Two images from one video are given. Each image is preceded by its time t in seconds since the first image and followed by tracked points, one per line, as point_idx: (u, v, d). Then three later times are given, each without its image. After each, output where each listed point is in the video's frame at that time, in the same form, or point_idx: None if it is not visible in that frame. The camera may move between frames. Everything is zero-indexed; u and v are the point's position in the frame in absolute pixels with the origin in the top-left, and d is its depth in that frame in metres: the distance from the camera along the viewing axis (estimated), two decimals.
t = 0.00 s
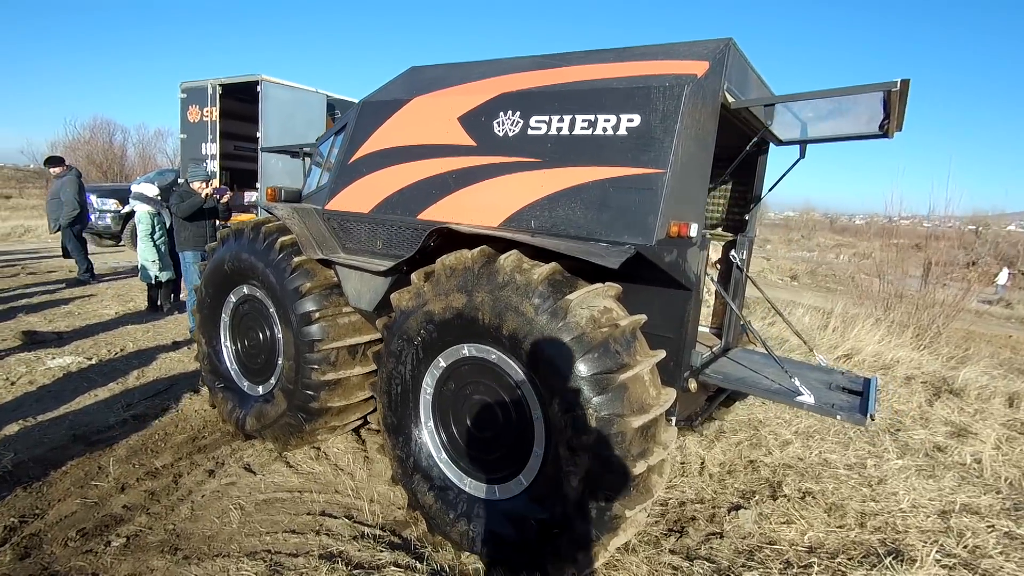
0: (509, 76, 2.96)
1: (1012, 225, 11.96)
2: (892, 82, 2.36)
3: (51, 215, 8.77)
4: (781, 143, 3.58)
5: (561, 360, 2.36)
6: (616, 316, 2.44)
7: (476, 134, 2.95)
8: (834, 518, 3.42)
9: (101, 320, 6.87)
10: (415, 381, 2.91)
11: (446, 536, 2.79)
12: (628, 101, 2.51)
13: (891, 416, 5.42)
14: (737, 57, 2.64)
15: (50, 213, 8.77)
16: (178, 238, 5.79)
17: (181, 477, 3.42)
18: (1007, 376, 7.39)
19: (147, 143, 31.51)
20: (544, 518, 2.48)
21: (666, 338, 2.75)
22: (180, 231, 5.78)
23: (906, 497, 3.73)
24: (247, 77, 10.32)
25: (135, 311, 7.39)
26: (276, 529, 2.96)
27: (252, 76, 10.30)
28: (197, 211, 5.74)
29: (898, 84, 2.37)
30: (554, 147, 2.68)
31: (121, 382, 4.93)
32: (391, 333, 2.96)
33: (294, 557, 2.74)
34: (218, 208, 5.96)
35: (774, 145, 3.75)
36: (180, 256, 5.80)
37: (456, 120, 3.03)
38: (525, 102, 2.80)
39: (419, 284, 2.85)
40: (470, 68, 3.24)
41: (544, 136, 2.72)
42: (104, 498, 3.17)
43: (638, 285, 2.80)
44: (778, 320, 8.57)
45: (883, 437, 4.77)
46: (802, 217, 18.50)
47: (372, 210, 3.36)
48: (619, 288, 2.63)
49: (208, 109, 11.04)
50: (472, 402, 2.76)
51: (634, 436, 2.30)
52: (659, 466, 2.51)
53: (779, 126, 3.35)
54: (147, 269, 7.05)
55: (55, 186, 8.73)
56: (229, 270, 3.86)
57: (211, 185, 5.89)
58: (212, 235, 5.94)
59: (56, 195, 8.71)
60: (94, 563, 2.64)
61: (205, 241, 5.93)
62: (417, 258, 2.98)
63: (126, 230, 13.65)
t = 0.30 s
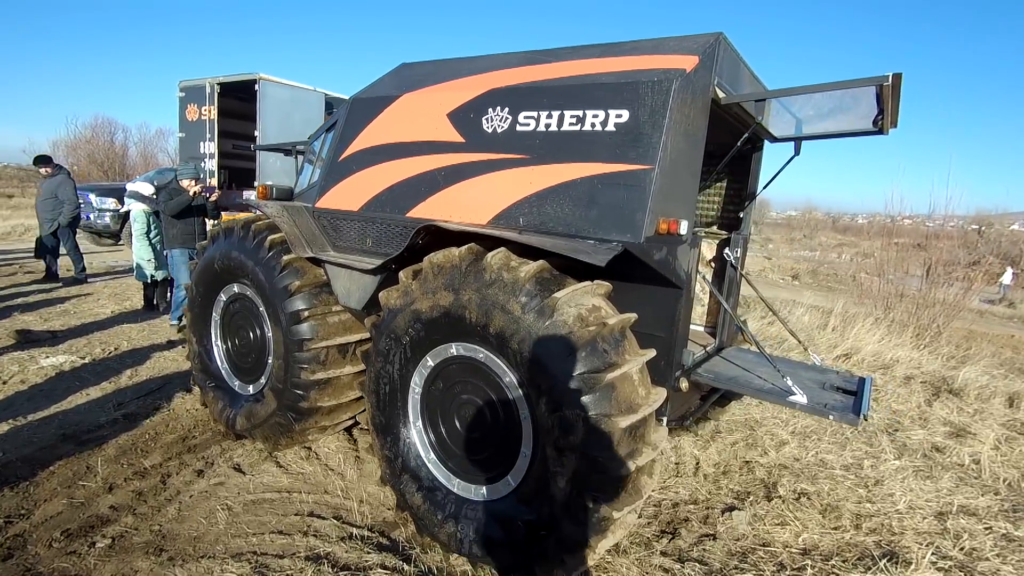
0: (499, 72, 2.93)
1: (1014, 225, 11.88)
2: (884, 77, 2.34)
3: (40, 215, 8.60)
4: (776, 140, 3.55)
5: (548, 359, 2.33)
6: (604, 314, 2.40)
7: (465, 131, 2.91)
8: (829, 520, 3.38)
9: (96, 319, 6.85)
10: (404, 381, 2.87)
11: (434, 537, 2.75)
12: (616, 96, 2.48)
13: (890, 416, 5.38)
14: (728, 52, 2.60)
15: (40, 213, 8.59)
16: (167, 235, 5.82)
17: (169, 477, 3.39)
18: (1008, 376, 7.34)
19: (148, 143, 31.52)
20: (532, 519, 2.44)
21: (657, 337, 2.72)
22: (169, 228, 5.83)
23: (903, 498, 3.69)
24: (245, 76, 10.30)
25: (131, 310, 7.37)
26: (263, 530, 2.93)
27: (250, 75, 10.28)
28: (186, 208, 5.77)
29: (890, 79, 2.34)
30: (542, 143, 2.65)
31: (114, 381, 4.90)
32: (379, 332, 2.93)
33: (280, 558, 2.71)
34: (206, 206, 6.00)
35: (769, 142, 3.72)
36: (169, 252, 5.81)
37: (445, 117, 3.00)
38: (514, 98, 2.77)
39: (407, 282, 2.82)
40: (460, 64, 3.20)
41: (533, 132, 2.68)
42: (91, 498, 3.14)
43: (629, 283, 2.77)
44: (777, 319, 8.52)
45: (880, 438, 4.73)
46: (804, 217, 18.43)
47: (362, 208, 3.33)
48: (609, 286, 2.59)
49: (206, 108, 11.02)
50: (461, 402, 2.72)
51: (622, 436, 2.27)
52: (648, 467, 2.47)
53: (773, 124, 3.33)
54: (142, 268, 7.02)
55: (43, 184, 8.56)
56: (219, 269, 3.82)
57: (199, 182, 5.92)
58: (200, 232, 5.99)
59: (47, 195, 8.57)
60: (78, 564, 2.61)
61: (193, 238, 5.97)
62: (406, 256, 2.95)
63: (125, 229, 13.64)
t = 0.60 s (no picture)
0: (490, 64, 2.82)
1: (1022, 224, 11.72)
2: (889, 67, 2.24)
3: (26, 214, 8.42)
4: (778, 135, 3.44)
5: (537, 362, 2.23)
6: (596, 315, 2.31)
7: (454, 124, 2.82)
8: (830, 527, 3.28)
9: (90, 317, 6.79)
10: (390, 383, 2.79)
11: (420, 546, 2.66)
12: (609, 88, 2.37)
13: (894, 419, 5.27)
14: (727, 42, 2.50)
15: (25, 211, 8.41)
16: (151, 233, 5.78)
17: (153, 480, 3.32)
18: (1014, 378, 7.21)
19: (152, 141, 31.54)
20: (520, 529, 2.34)
21: (652, 338, 2.62)
22: (154, 225, 5.78)
23: (907, 505, 3.59)
24: (244, 72, 10.21)
25: (126, 308, 7.31)
26: (245, 537, 2.85)
27: (249, 71, 10.19)
28: (171, 206, 5.73)
29: (896, 68, 2.24)
30: (533, 137, 2.54)
31: (104, 381, 4.83)
32: (365, 333, 2.84)
33: (260, 567, 2.62)
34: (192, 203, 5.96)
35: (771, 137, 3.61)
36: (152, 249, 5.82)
37: (435, 111, 2.90)
38: (504, 91, 2.66)
39: (394, 281, 2.72)
40: (451, 57, 3.10)
41: (524, 126, 2.58)
42: (71, 503, 3.06)
43: (623, 283, 2.67)
44: (780, 319, 8.40)
45: (884, 441, 4.62)
46: (809, 215, 18.26)
47: (350, 205, 3.23)
48: (602, 286, 2.50)
49: (205, 105, 10.95)
50: (448, 405, 2.63)
51: (613, 443, 2.17)
52: (642, 474, 2.37)
53: (774, 119, 3.23)
54: (137, 265, 6.94)
55: (25, 182, 8.41)
56: (206, 267, 3.74)
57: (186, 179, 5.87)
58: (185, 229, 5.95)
59: (32, 192, 8.43)
60: (52, 573, 2.54)
61: (178, 236, 5.92)
62: (393, 254, 2.85)
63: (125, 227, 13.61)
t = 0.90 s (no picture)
0: (467, 65, 2.73)
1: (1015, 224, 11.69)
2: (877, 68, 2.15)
3: None
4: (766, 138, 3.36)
5: (512, 377, 2.13)
6: (575, 327, 2.21)
7: (430, 128, 2.72)
8: (821, 540, 3.19)
9: (71, 324, 6.65)
10: (364, 396, 2.68)
11: (395, 565, 2.56)
12: (588, 90, 2.27)
13: (887, 424, 5.19)
14: (710, 42, 2.40)
15: None
16: (126, 237, 5.71)
17: (122, 497, 3.20)
18: (1008, 380, 7.15)
19: (143, 142, 31.30)
20: (496, 550, 2.24)
21: (635, 349, 2.53)
22: (129, 229, 5.73)
23: (899, 515, 3.51)
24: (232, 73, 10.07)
25: (109, 314, 7.17)
26: (215, 557, 2.74)
27: (237, 72, 10.06)
28: (146, 210, 5.68)
29: (884, 69, 2.16)
30: (510, 141, 2.44)
31: (79, 390, 4.71)
32: (339, 344, 2.74)
33: None
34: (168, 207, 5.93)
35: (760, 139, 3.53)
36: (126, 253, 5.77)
37: (411, 114, 2.80)
38: (481, 93, 2.56)
39: (368, 291, 2.62)
40: (428, 58, 3.01)
41: (500, 129, 2.47)
42: (34, 521, 2.94)
43: (606, 292, 2.57)
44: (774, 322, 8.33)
45: (877, 448, 4.54)
46: (803, 216, 18.22)
47: (326, 211, 3.12)
48: (582, 295, 2.40)
49: (192, 107, 10.80)
50: (424, 420, 2.53)
51: (592, 461, 2.07)
52: (624, 492, 2.27)
53: (762, 120, 3.14)
54: (119, 270, 6.80)
55: None
56: (180, 275, 3.63)
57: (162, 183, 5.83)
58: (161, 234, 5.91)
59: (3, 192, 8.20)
60: None
61: (154, 241, 5.87)
62: (368, 263, 2.74)
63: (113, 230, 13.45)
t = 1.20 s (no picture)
0: (443, 59, 2.67)
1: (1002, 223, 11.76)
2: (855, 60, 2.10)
3: None
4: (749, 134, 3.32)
5: (484, 378, 2.08)
6: (548, 326, 2.16)
7: (405, 123, 2.66)
8: (802, 539, 3.17)
9: (51, 324, 6.56)
10: (337, 398, 2.64)
11: (369, 569, 2.51)
12: (562, 84, 2.22)
13: (872, 422, 5.19)
14: (689, 35, 2.36)
15: None
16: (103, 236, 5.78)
17: (92, 501, 3.14)
18: (993, 378, 7.19)
19: (132, 141, 31.02)
20: (468, 553, 2.20)
21: (612, 348, 2.49)
22: (107, 228, 5.80)
23: (882, 514, 3.50)
24: (218, 71, 9.95)
25: (90, 314, 7.08)
26: (185, 562, 2.68)
27: (223, 70, 9.94)
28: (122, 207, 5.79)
29: (862, 62, 2.11)
30: (485, 136, 2.39)
31: (55, 393, 4.63)
32: (312, 345, 2.69)
33: None
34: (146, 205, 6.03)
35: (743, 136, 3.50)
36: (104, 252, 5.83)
37: (386, 109, 2.75)
38: (456, 88, 2.51)
39: (341, 290, 2.57)
40: (404, 53, 2.95)
41: (475, 124, 2.42)
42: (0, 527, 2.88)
43: (583, 291, 2.53)
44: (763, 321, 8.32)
45: (862, 447, 4.54)
46: (794, 214, 18.26)
47: (301, 208, 3.06)
48: (559, 294, 2.36)
49: (178, 104, 10.68)
50: (397, 421, 2.48)
51: (565, 463, 2.03)
52: (599, 494, 2.23)
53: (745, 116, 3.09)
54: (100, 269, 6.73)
55: None
56: (154, 274, 3.57)
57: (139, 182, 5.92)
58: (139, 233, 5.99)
59: None
60: None
61: (132, 240, 5.94)
62: (341, 261, 2.69)
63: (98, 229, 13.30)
